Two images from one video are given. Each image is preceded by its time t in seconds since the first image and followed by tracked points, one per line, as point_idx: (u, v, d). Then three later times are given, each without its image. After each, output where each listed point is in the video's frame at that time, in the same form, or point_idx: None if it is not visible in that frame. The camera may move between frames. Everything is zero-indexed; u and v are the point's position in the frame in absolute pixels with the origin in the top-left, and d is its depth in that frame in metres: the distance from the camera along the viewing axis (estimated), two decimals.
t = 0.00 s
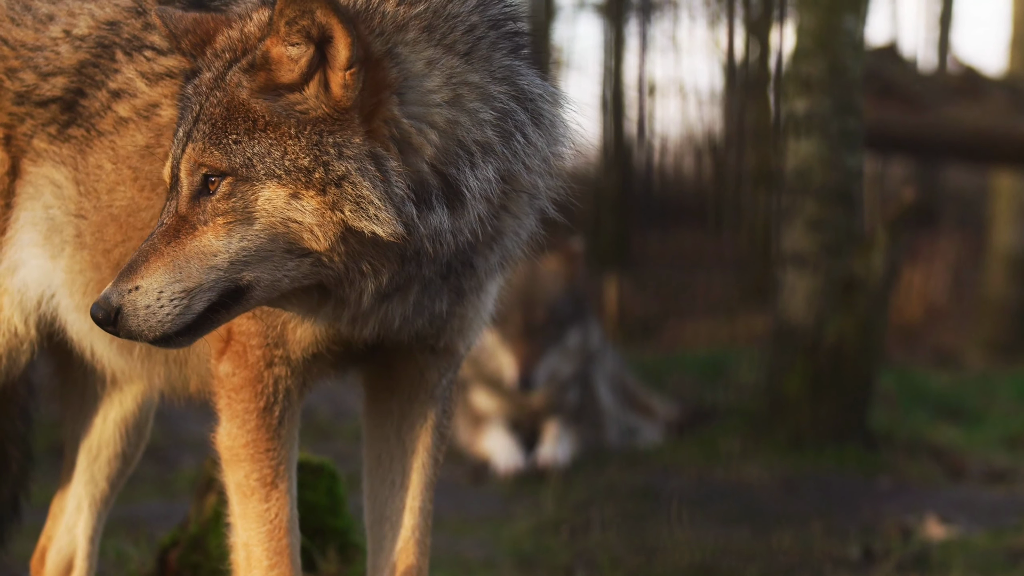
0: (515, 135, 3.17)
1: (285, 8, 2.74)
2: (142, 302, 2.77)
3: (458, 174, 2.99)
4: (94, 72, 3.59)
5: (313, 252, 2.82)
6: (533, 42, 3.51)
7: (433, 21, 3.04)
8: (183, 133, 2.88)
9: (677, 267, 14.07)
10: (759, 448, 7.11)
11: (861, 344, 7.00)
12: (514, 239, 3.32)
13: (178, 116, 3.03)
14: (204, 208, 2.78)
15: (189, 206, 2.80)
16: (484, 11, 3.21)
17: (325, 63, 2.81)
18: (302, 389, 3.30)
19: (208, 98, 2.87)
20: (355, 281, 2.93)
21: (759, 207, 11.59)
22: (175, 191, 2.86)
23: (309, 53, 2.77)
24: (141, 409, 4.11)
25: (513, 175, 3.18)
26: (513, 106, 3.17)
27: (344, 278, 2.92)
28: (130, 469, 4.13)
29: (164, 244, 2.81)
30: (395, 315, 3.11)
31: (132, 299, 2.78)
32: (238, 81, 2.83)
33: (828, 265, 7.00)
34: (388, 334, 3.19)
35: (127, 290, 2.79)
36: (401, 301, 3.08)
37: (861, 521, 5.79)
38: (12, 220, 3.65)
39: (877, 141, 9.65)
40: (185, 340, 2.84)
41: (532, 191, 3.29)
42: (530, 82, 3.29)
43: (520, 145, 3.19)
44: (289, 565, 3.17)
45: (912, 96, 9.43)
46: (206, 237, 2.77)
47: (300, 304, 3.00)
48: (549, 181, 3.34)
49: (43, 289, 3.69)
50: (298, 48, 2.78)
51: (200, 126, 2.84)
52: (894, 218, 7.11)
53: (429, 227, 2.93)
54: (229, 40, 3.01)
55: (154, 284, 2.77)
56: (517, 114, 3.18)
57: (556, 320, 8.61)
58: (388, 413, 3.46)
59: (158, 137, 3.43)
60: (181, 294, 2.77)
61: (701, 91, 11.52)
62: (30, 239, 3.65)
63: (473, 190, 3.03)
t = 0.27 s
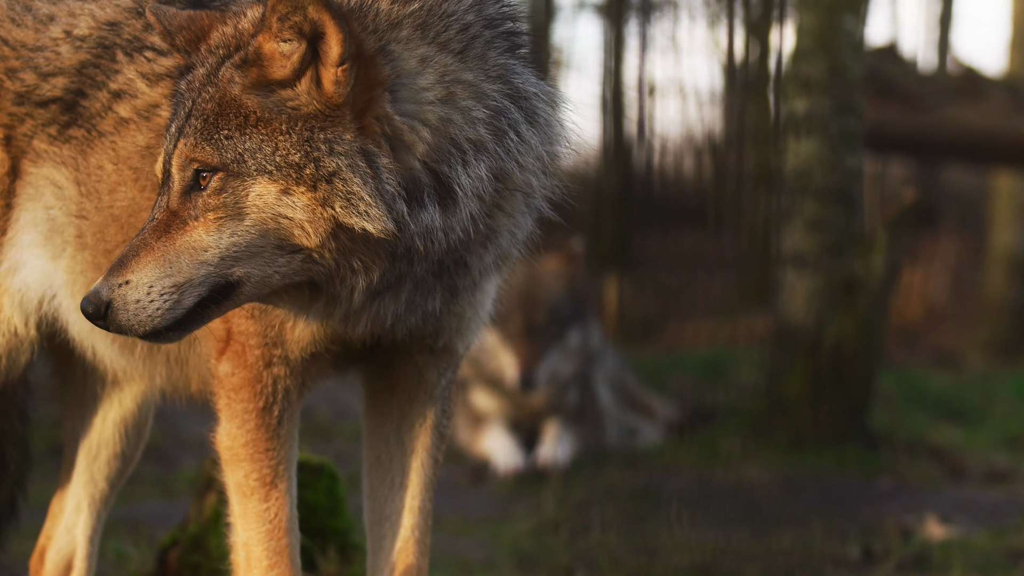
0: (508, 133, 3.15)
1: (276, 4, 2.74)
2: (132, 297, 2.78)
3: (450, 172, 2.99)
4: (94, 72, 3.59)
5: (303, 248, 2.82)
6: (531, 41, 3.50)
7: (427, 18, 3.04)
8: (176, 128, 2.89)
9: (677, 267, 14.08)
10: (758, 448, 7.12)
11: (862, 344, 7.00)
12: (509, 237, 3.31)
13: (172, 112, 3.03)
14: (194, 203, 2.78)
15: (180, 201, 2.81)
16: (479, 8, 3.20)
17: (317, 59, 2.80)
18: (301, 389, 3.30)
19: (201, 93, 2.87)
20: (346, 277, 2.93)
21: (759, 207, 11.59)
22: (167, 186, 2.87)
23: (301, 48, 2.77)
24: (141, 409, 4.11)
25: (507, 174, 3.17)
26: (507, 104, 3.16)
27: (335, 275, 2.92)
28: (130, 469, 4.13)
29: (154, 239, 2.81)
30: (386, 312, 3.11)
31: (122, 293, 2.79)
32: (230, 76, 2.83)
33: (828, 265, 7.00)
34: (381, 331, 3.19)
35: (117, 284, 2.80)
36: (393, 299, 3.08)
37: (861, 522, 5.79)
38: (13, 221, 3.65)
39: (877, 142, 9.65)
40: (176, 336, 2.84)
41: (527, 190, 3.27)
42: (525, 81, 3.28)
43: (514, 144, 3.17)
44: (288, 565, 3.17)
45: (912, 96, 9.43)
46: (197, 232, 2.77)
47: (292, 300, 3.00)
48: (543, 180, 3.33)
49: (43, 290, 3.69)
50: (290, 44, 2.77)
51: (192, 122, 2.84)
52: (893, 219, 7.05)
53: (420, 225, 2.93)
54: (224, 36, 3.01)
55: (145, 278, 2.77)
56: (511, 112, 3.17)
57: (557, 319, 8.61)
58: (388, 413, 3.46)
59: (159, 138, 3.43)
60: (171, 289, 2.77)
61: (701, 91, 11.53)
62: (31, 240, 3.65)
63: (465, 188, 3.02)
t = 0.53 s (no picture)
0: (506, 133, 3.15)
1: (273, 4, 2.74)
2: (128, 295, 2.78)
3: (447, 172, 2.99)
4: (95, 72, 3.59)
5: (300, 247, 2.82)
6: (530, 41, 3.49)
7: (425, 17, 3.04)
8: (174, 127, 2.89)
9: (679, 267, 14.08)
10: (759, 448, 7.11)
11: (863, 344, 7.00)
12: (506, 237, 3.31)
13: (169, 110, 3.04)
14: (191, 201, 2.79)
15: (177, 200, 2.81)
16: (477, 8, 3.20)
17: (314, 59, 2.80)
18: (302, 389, 3.30)
19: (199, 92, 2.88)
20: (343, 276, 2.94)
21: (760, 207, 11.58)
22: (164, 185, 2.87)
23: (297, 48, 2.77)
24: (141, 408, 4.12)
25: (504, 174, 3.17)
26: (504, 104, 3.16)
27: (331, 274, 2.92)
28: (131, 468, 4.14)
29: (151, 237, 2.82)
30: (383, 311, 3.11)
31: (119, 291, 2.79)
32: (228, 76, 2.84)
33: (829, 265, 7.00)
34: (378, 331, 3.19)
35: (114, 282, 2.80)
36: (390, 298, 3.08)
37: (862, 521, 5.78)
38: (14, 220, 3.65)
39: (878, 141, 9.65)
40: (171, 334, 2.84)
41: (524, 190, 3.27)
42: (523, 81, 3.28)
43: (511, 144, 3.17)
44: (289, 565, 3.17)
45: (913, 96, 9.43)
46: (193, 230, 2.78)
47: (289, 299, 3.01)
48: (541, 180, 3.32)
49: (46, 289, 3.69)
50: (287, 44, 2.77)
51: (189, 120, 2.85)
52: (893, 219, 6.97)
53: (416, 224, 2.93)
54: (222, 35, 3.02)
55: (141, 276, 2.78)
56: (508, 112, 3.16)
57: (558, 319, 8.61)
58: (389, 412, 3.46)
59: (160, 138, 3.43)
60: (168, 287, 2.78)
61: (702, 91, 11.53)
62: (33, 239, 3.65)
63: (462, 188, 3.02)
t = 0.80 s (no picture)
0: (504, 133, 3.15)
1: (270, 6, 2.74)
2: (127, 295, 2.78)
3: (446, 172, 2.99)
4: (96, 70, 3.59)
5: (299, 247, 2.82)
6: (529, 41, 3.49)
7: (423, 18, 3.04)
8: (172, 127, 2.89)
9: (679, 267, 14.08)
10: (760, 447, 7.11)
11: (863, 343, 6.99)
12: (505, 237, 3.31)
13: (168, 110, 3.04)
14: (189, 202, 2.79)
15: (176, 200, 2.81)
16: (475, 9, 3.20)
17: (311, 60, 2.80)
18: (301, 388, 3.30)
19: (197, 93, 2.88)
20: (341, 276, 2.93)
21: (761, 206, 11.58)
22: (163, 185, 2.87)
23: (294, 49, 2.77)
24: (141, 408, 4.12)
25: (503, 174, 3.17)
26: (503, 105, 3.16)
27: (330, 274, 2.92)
28: (131, 468, 4.14)
29: (150, 237, 2.81)
30: (382, 311, 3.10)
31: (117, 291, 2.79)
32: (226, 76, 2.84)
33: (829, 265, 6.99)
34: (377, 331, 3.19)
35: (112, 282, 2.80)
36: (389, 298, 3.08)
37: (863, 521, 5.77)
38: (16, 219, 3.65)
39: (879, 141, 9.64)
40: (169, 334, 2.84)
41: (523, 190, 3.27)
42: (521, 82, 3.27)
43: (510, 144, 3.17)
44: (288, 565, 3.17)
45: (914, 95, 9.42)
46: (192, 230, 2.78)
47: (287, 300, 3.00)
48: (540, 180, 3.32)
49: (46, 289, 3.69)
50: (283, 45, 2.77)
51: (188, 121, 2.85)
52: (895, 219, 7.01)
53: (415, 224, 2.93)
54: (220, 35, 3.02)
55: (140, 276, 2.77)
56: (506, 112, 3.16)
57: (559, 319, 8.61)
58: (388, 412, 3.45)
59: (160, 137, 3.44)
60: (167, 287, 2.77)
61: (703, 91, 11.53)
62: (34, 238, 3.65)
63: (461, 188, 3.02)
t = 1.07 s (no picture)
0: (504, 133, 3.15)
1: (263, 10, 2.74)
2: (128, 296, 2.78)
3: (447, 173, 2.99)
4: (96, 69, 3.60)
5: (301, 248, 2.82)
6: (528, 40, 3.49)
7: (422, 19, 3.04)
8: (173, 128, 2.90)
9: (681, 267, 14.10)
10: (760, 447, 7.12)
11: (864, 343, 6.99)
12: (506, 237, 3.31)
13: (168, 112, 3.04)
14: (191, 203, 2.79)
15: (177, 201, 2.82)
16: (474, 9, 3.20)
17: (307, 63, 2.80)
18: (301, 388, 3.30)
19: (197, 94, 2.88)
20: (343, 277, 2.94)
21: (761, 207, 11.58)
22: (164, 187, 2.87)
23: (290, 52, 2.77)
24: (143, 408, 4.12)
25: (503, 174, 3.17)
26: (503, 105, 3.16)
27: (332, 275, 2.93)
28: (133, 467, 4.14)
29: (151, 239, 2.82)
30: (384, 311, 3.11)
31: (120, 293, 2.79)
32: (224, 78, 2.84)
33: (830, 265, 7.00)
34: (378, 332, 3.19)
35: (114, 284, 2.80)
36: (391, 298, 3.08)
37: (864, 521, 5.77)
38: (17, 218, 3.65)
39: (880, 141, 9.64)
40: (171, 336, 2.84)
41: (524, 190, 3.27)
42: (521, 82, 3.28)
43: (510, 144, 3.17)
44: (289, 564, 3.17)
45: (915, 96, 9.42)
46: (194, 232, 2.78)
47: (288, 300, 3.00)
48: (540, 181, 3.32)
49: (48, 287, 3.70)
50: (278, 48, 2.77)
51: (188, 123, 2.85)
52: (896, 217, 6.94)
53: (417, 225, 2.93)
54: (220, 37, 3.02)
55: (141, 278, 2.78)
56: (506, 112, 3.17)
57: (560, 319, 8.61)
58: (387, 412, 3.45)
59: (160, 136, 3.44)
60: (168, 288, 2.78)
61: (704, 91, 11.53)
62: (36, 237, 3.65)
63: (462, 188, 3.02)
